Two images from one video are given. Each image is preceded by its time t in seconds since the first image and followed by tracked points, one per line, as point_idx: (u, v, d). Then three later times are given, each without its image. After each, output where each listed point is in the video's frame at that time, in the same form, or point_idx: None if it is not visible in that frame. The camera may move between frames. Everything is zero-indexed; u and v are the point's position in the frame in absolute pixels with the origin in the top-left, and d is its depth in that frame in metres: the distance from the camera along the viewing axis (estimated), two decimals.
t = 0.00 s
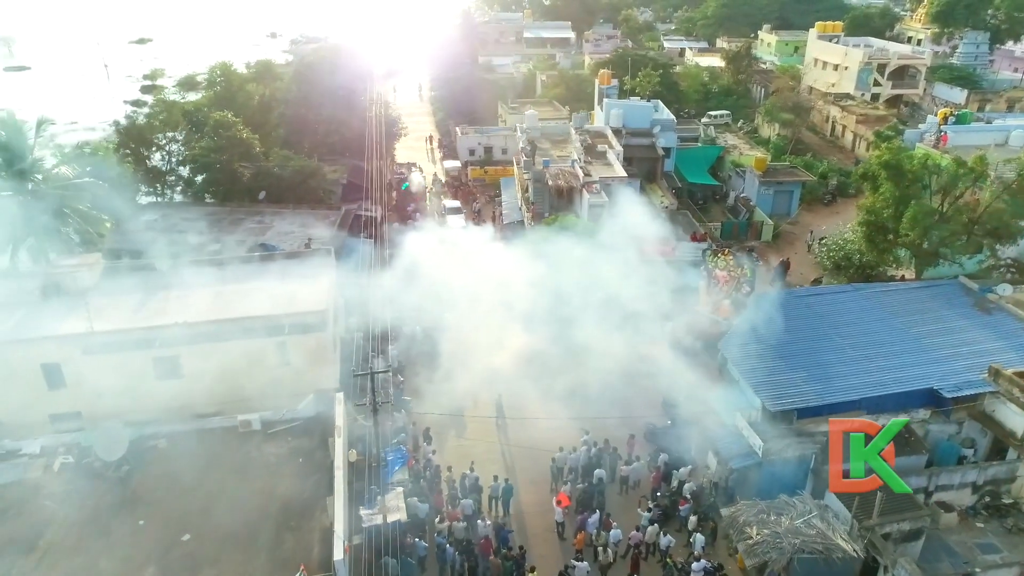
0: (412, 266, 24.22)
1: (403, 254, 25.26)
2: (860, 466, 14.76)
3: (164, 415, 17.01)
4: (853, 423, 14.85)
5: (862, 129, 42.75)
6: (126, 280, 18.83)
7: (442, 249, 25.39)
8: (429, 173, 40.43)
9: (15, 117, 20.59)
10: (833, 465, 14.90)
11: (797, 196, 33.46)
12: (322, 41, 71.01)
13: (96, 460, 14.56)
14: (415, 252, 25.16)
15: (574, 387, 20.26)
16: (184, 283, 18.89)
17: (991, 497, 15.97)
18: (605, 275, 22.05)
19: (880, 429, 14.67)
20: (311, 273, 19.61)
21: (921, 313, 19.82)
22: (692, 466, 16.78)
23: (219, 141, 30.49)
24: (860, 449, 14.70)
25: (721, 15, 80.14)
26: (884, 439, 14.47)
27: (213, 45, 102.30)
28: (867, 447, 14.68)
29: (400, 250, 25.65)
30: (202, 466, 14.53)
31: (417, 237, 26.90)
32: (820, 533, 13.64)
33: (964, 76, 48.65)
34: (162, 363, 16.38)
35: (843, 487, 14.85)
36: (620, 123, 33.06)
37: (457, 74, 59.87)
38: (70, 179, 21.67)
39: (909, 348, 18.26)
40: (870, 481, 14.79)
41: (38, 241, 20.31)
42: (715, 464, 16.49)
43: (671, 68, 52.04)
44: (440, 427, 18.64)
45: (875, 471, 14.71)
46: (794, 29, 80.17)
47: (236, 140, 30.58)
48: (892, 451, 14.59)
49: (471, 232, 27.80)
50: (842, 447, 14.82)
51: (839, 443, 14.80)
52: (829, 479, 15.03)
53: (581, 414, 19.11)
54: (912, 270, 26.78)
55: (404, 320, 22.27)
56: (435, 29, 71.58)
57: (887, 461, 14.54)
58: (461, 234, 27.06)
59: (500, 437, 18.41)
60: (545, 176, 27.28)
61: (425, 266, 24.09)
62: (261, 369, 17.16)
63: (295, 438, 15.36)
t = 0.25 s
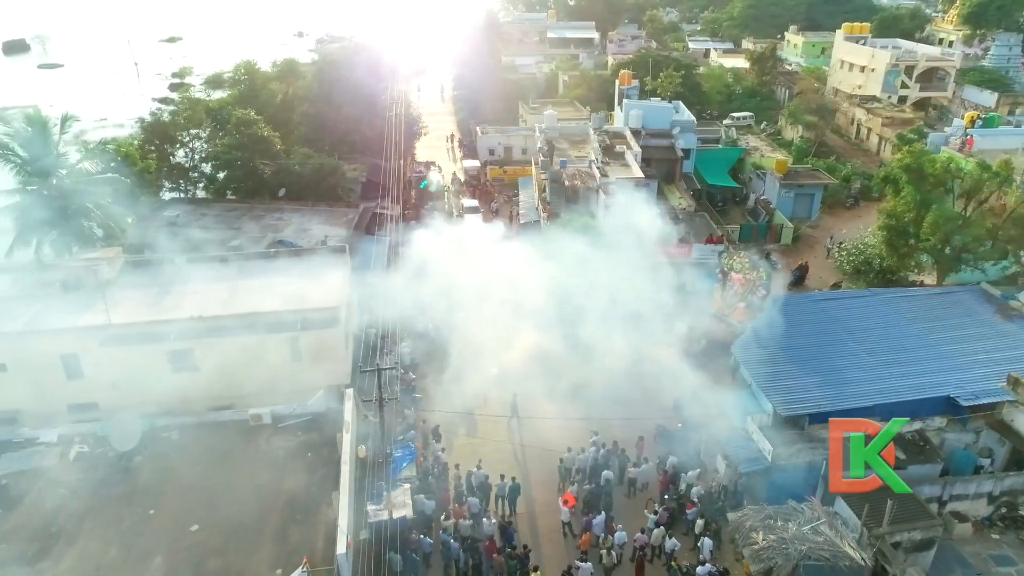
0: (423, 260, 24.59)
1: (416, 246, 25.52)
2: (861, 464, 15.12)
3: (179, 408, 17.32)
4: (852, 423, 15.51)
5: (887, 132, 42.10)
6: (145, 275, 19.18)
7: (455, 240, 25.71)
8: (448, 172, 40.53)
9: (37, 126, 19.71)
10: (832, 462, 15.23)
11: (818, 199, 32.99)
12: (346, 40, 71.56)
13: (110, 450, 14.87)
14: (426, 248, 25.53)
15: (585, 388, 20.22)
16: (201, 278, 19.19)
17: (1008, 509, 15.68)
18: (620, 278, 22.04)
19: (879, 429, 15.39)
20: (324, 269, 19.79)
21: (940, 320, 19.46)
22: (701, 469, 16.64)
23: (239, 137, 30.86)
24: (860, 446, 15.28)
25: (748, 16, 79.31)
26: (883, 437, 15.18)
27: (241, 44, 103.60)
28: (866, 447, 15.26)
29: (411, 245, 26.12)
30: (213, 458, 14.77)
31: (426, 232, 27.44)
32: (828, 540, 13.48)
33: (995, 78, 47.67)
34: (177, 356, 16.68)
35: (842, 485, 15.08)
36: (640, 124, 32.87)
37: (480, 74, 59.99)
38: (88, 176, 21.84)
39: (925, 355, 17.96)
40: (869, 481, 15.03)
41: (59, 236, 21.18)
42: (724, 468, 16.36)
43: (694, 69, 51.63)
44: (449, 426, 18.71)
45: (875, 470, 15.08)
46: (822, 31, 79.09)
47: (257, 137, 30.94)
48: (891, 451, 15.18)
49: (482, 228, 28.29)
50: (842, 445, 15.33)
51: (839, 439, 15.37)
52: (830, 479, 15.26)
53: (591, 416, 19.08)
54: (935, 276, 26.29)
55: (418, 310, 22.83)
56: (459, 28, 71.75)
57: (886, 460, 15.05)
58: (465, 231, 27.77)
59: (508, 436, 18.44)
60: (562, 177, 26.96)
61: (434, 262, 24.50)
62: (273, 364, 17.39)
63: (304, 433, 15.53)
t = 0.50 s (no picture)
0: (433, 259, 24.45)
1: (427, 239, 25.34)
2: (862, 466, 15.01)
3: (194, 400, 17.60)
4: (852, 422, 15.18)
5: (914, 135, 41.40)
6: (163, 269, 19.51)
7: (464, 236, 25.58)
8: (467, 172, 40.65)
9: (65, 118, 20.56)
10: (832, 464, 15.05)
11: (841, 202, 32.34)
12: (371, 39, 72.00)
13: (125, 440, 15.17)
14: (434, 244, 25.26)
15: (598, 390, 20.21)
16: (218, 273, 19.47)
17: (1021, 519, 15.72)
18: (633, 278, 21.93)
19: (879, 430, 15.05)
20: (338, 266, 19.93)
21: (962, 327, 18.97)
22: (710, 472, 16.49)
23: (260, 135, 31.27)
24: (861, 447, 15.01)
25: (775, 16, 78.39)
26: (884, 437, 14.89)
27: (268, 43, 104.71)
28: (867, 447, 15.03)
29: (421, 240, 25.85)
30: (224, 451, 14.98)
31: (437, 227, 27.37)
32: (836, 547, 13.30)
33: None
34: (193, 350, 16.95)
35: (842, 486, 15.00)
36: (659, 125, 32.67)
37: (502, 74, 60.00)
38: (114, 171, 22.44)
39: (943, 362, 17.62)
40: (869, 482, 14.96)
41: (83, 228, 21.38)
42: (734, 472, 16.21)
43: (718, 70, 51.18)
44: (460, 424, 18.77)
45: (875, 471, 14.95)
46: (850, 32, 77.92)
47: (278, 135, 31.34)
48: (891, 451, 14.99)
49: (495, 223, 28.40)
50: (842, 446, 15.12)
51: (839, 440, 15.11)
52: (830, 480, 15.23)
53: (602, 417, 19.03)
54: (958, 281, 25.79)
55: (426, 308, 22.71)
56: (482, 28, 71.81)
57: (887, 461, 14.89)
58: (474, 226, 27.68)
59: (517, 435, 18.47)
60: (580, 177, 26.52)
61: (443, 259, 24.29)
62: (287, 359, 17.59)
63: (314, 428, 15.68)
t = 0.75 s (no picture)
0: (444, 249, 24.25)
1: (435, 232, 25.03)
2: (861, 466, 15.01)
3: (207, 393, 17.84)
4: (853, 423, 15.26)
5: (939, 138, 40.70)
6: (180, 264, 19.80)
7: (477, 230, 25.58)
8: (485, 171, 40.71)
9: (87, 118, 20.75)
10: (834, 463, 15.04)
11: (862, 206, 31.97)
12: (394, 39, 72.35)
13: (139, 432, 15.44)
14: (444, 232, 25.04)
15: (609, 391, 20.15)
16: (234, 269, 19.70)
17: None
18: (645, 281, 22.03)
19: (878, 429, 15.17)
20: (352, 263, 20.07)
21: (980, 335, 18.63)
22: (719, 476, 16.38)
23: (280, 132, 31.61)
24: (861, 446, 15.08)
25: (800, 17, 77.47)
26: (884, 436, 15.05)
27: (293, 42, 105.68)
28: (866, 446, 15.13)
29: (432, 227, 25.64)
30: (235, 444, 15.18)
31: (450, 215, 27.30)
32: (844, 554, 13.14)
33: None
34: (207, 344, 17.18)
35: (844, 486, 14.96)
36: (678, 126, 32.46)
37: (523, 74, 59.97)
38: (135, 168, 22.82)
39: (959, 369, 17.31)
40: (870, 482, 14.97)
41: (104, 224, 21.76)
42: (744, 477, 16.08)
43: (741, 71, 50.71)
44: (470, 422, 18.82)
45: (875, 471, 14.99)
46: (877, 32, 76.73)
47: (297, 133, 31.67)
48: (890, 450, 15.09)
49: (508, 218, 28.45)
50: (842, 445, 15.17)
51: (840, 439, 15.18)
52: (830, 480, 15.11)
53: (612, 418, 18.96)
54: (980, 288, 25.24)
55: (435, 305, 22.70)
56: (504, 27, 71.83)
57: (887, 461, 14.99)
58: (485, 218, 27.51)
59: (527, 435, 18.48)
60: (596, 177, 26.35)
61: (453, 251, 24.10)
62: (299, 354, 17.76)
63: (324, 423, 15.82)
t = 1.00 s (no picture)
0: (454, 243, 24.26)
1: (437, 231, 24.67)
2: (862, 465, 14.89)
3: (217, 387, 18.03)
4: (853, 422, 15.25)
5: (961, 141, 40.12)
6: (194, 260, 20.09)
7: (478, 224, 25.12)
8: (500, 171, 40.76)
9: (105, 114, 21.30)
10: (834, 463, 14.96)
11: (878, 209, 31.61)
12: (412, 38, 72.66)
13: (148, 424, 15.67)
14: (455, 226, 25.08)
15: (616, 392, 20.11)
16: (246, 265, 19.93)
17: None
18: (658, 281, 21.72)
19: (879, 430, 15.12)
20: (362, 260, 20.22)
21: (995, 340, 18.34)
22: (725, 479, 16.34)
23: (296, 130, 31.91)
24: (861, 446, 14.98)
25: (822, 18, 76.67)
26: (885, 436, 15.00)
27: (314, 41, 106.46)
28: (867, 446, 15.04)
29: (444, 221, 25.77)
30: (242, 437, 15.38)
31: (462, 211, 27.50)
32: (847, 559, 13.02)
33: None
34: (218, 338, 17.39)
35: (842, 486, 14.88)
36: (693, 127, 32.22)
37: (540, 74, 59.94)
38: (151, 164, 23.19)
39: (972, 375, 17.04)
40: (869, 482, 14.82)
41: (119, 219, 22.04)
42: (749, 480, 15.99)
43: (759, 72, 50.28)
44: (476, 420, 18.89)
45: (875, 471, 14.87)
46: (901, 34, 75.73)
47: (313, 131, 31.93)
48: (890, 449, 14.98)
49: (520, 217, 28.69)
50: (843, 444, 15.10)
51: (840, 437, 15.15)
52: (829, 478, 15.00)
53: (619, 419, 18.94)
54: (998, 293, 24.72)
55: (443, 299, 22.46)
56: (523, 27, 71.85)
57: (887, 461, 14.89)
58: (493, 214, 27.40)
59: (533, 434, 18.49)
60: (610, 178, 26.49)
61: (462, 245, 24.16)
62: (307, 350, 17.90)
63: (330, 418, 15.98)
